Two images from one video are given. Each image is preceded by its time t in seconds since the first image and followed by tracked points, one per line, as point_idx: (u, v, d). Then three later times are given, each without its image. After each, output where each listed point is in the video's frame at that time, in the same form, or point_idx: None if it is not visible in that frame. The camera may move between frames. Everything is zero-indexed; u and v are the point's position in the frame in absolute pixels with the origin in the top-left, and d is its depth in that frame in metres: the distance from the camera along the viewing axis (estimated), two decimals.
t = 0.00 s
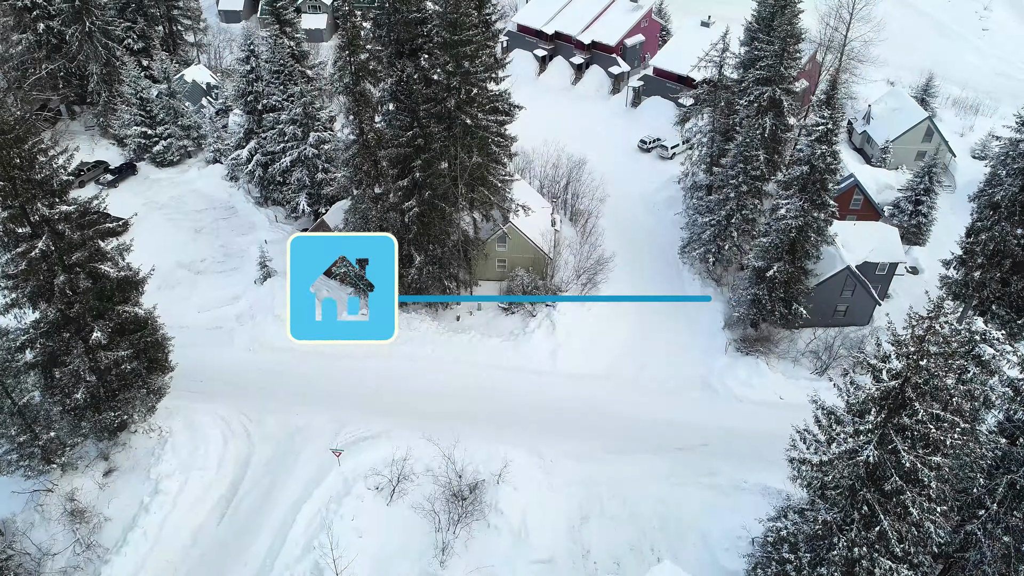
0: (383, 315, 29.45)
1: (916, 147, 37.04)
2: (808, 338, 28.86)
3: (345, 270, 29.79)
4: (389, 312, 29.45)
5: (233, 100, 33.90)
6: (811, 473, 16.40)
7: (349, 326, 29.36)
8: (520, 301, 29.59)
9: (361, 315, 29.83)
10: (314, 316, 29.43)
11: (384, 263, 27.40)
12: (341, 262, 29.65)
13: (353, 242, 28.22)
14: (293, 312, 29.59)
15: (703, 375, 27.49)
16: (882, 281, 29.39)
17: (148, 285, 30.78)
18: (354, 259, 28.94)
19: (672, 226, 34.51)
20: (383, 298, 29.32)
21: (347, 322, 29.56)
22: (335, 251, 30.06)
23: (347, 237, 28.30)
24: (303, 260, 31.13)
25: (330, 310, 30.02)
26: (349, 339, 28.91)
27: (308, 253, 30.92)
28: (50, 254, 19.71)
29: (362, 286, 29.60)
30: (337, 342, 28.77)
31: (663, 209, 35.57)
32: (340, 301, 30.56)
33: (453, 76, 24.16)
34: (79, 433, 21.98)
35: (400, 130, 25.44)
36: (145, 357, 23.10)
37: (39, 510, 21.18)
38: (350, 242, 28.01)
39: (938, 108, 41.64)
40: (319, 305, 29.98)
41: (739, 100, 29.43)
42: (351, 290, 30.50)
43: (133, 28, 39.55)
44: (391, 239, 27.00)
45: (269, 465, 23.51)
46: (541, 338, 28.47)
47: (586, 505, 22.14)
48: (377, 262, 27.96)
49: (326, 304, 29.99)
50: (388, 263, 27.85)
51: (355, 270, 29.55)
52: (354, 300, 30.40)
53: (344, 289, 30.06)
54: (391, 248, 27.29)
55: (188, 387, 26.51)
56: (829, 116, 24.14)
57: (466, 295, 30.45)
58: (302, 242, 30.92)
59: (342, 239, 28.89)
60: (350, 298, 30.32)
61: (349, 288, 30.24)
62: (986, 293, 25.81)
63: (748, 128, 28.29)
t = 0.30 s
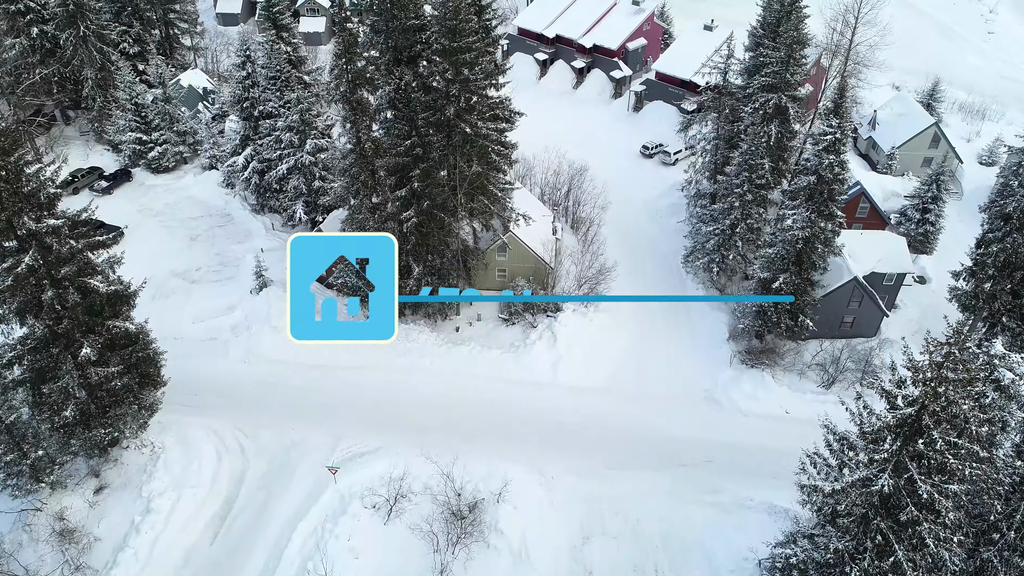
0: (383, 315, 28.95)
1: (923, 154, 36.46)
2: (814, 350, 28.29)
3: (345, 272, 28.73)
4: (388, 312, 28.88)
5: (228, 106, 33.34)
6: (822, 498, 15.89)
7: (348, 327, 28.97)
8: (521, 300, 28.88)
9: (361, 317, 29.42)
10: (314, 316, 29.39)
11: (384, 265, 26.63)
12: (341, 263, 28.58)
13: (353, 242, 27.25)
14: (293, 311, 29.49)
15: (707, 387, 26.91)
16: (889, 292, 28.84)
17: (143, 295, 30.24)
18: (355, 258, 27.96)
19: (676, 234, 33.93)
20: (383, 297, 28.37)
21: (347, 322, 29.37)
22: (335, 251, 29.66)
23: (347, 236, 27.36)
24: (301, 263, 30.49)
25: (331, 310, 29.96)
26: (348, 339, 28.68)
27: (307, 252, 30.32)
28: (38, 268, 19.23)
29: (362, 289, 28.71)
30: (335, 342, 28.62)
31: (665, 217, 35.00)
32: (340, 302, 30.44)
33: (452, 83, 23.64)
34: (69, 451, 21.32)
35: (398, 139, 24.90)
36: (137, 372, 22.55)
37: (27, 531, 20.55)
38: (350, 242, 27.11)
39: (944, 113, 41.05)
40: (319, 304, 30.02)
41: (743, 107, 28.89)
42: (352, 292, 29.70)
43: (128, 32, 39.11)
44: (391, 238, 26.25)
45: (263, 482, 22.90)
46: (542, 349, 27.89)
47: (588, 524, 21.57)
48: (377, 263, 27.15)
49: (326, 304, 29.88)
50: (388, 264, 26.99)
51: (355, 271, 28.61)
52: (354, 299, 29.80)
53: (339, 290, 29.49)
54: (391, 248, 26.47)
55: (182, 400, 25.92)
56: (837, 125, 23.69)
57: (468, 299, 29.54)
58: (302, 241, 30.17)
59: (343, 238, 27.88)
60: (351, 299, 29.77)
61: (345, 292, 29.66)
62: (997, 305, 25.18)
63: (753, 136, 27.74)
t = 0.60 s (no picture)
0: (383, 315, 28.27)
1: (929, 160, 35.88)
2: (821, 363, 27.68)
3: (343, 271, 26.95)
4: (388, 312, 28.03)
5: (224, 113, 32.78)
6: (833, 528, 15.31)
7: (348, 326, 28.61)
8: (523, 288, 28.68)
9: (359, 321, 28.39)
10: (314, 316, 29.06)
11: (384, 264, 26.03)
12: (341, 263, 26.71)
13: (350, 243, 26.35)
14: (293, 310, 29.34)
15: (711, 402, 26.35)
16: (897, 303, 28.30)
17: (136, 305, 29.67)
18: (354, 259, 26.56)
19: (679, 242, 33.40)
20: (383, 297, 27.45)
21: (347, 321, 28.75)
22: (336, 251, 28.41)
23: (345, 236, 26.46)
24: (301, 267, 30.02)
25: (330, 310, 29.50)
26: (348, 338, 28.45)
27: (307, 253, 29.97)
28: (25, 284, 18.75)
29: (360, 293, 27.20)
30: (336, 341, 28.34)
31: (668, 225, 34.40)
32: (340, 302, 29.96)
33: (451, 92, 23.03)
34: (57, 470, 20.72)
35: (396, 148, 24.47)
36: (128, 388, 21.99)
37: (15, 552, 19.97)
38: (348, 242, 26.28)
39: (950, 118, 40.47)
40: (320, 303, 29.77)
41: (749, 115, 28.37)
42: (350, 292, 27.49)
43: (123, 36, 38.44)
44: (391, 239, 25.63)
45: (257, 500, 22.27)
46: (543, 363, 27.32)
47: (591, 544, 20.97)
48: (375, 263, 26.25)
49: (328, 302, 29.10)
50: (388, 265, 26.20)
51: (355, 273, 26.74)
52: (355, 300, 27.51)
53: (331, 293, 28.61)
54: (391, 248, 25.91)
55: (175, 415, 25.30)
56: (846, 135, 23.27)
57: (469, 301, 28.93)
58: (302, 241, 29.88)
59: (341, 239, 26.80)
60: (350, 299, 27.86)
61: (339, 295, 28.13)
62: (1009, 318, 24.59)
63: (758, 144, 27.16)
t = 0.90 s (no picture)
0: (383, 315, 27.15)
1: (936, 171, 35.33)
2: (829, 381, 27.05)
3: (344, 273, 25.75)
4: (388, 312, 26.88)
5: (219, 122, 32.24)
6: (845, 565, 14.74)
7: (349, 324, 27.53)
8: (523, 281, 28.26)
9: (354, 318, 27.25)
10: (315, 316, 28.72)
11: (383, 264, 25.20)
12: (340, 262, 25.56)
13: (350, 243, 25.72)
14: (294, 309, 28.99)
15: (716, 421, 25.74)
16: (905, 318, 27.70)
17: (129, 319, 29.08)
18: (354, 259, 25.62)
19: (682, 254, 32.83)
20: (383, 298, 26.15)
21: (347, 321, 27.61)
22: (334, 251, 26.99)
23: (344, 236, 25.87)
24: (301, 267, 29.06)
25: (330, 310, 28.37)
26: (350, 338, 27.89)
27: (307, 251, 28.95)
28: (10, 304, 18.12)
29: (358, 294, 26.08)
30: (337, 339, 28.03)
31: (671, 237, 33.82)
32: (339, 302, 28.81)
33: (450, 104, 22.27)
34: (44, 496, 20.09)
35: (394, 162, 24.07)
36: (117, 410, 21.37)
37: None
38: (348, 241, 25.67)
39: (956, 127, 39.91)
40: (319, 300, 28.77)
41: (754, 127, 27.82)
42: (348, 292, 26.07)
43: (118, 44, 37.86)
44: (391, 239, 25.05)
45: (250, 524, 21.65)
46: (544, 380, 26.74)
47: (593, 570, 20.35)
48: (375, 264, 25.39)
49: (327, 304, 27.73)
50: (388, 266, 25.32)
51: (354, 275, 25.57)
52: (354, 300, 26.06)
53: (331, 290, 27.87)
54: (391, 248, 25.26)
55: (167, 435, 24.66)
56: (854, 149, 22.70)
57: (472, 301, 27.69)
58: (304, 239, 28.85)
59: (341, 240, 26.21)
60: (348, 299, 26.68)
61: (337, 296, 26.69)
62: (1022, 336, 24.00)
63: (764, 156, 26.58)
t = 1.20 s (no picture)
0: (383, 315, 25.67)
1: (942, 185, 34.78)
2: (837, 403, 26.42)
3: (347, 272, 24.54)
4: (389, 317, 25.43)
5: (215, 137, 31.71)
6: None
7: (348, 323, 26.06)
8: (523, 282, 27.18)
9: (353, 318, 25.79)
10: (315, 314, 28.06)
11: (384, 265, 24.07)
12: (340, 263, 24.36)
13: (349, 242, 24.11)
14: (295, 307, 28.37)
15: (720, 444, 25.11)
16: (914, 338, 27.09)
17: (121, 339, 28.58)
18: (353, 259, 24.26)
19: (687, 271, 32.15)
20: (382, 301, 24.83)
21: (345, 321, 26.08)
22: (331, 251, 25.14)
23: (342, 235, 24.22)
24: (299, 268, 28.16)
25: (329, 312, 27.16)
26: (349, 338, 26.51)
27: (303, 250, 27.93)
28: None
29: (358, 293, 24.75)
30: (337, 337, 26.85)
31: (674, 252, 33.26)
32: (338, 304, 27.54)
33: (449, 121, 21.71)
34: (29, 526, 19.41)
35: (392, 180, 23.33)
36: (106, 436, 20.69)
37: None
38: (346, 239, 23.93)
39: (962, 141, 39.37)
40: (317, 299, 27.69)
41: (760, 143, 27.23)
42: (348, 292, 24.76)
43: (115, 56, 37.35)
44: (392, 239, 23.81)
45: (243, 553, 20.99)
46: (544, 402, 26.14)
47: None
48: (374, 265, 24.21)
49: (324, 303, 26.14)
50: (388, 267, 24.23)
51: (354, 275, 24.49)
52: (355, 299, 24.77)
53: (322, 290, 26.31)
54: (391, 249, 24.05)
55: (158, 460, 24.00)
56: (863, 168, 22.12)
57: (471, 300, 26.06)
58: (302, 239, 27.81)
59: (340, 239, 24.44)
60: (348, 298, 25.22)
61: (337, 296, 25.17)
62: None
63: (769, 173, 26.02)
